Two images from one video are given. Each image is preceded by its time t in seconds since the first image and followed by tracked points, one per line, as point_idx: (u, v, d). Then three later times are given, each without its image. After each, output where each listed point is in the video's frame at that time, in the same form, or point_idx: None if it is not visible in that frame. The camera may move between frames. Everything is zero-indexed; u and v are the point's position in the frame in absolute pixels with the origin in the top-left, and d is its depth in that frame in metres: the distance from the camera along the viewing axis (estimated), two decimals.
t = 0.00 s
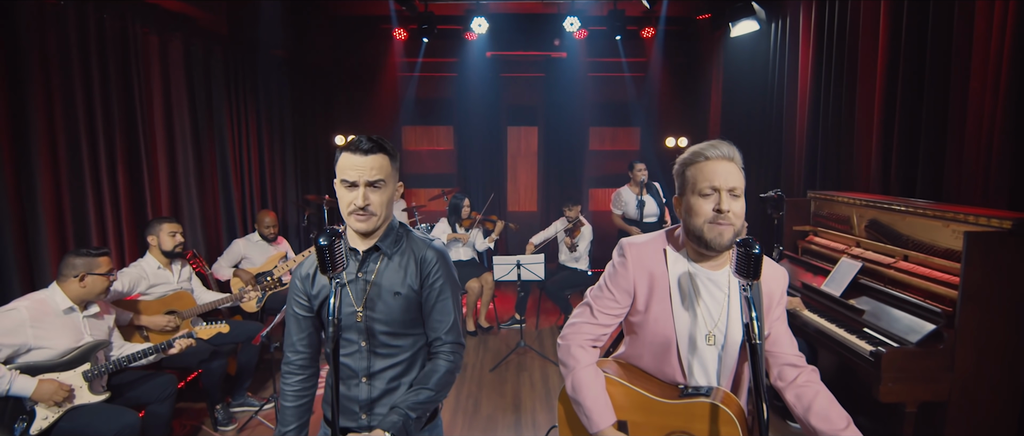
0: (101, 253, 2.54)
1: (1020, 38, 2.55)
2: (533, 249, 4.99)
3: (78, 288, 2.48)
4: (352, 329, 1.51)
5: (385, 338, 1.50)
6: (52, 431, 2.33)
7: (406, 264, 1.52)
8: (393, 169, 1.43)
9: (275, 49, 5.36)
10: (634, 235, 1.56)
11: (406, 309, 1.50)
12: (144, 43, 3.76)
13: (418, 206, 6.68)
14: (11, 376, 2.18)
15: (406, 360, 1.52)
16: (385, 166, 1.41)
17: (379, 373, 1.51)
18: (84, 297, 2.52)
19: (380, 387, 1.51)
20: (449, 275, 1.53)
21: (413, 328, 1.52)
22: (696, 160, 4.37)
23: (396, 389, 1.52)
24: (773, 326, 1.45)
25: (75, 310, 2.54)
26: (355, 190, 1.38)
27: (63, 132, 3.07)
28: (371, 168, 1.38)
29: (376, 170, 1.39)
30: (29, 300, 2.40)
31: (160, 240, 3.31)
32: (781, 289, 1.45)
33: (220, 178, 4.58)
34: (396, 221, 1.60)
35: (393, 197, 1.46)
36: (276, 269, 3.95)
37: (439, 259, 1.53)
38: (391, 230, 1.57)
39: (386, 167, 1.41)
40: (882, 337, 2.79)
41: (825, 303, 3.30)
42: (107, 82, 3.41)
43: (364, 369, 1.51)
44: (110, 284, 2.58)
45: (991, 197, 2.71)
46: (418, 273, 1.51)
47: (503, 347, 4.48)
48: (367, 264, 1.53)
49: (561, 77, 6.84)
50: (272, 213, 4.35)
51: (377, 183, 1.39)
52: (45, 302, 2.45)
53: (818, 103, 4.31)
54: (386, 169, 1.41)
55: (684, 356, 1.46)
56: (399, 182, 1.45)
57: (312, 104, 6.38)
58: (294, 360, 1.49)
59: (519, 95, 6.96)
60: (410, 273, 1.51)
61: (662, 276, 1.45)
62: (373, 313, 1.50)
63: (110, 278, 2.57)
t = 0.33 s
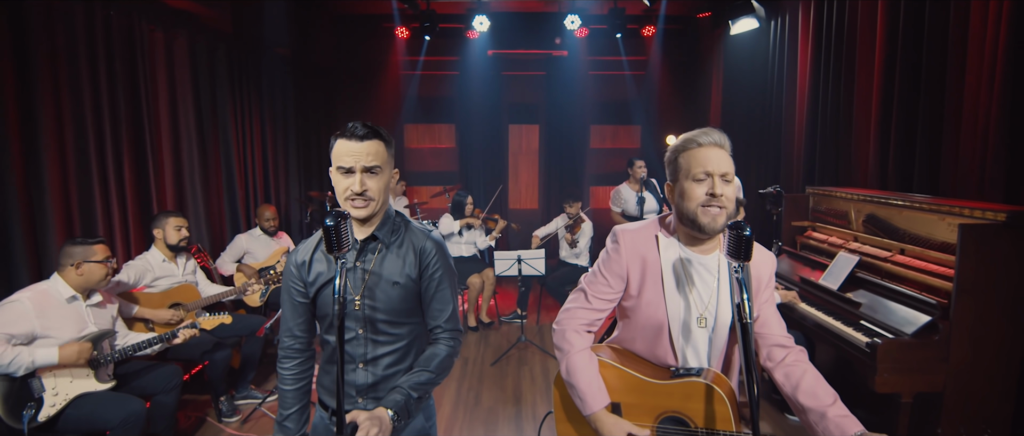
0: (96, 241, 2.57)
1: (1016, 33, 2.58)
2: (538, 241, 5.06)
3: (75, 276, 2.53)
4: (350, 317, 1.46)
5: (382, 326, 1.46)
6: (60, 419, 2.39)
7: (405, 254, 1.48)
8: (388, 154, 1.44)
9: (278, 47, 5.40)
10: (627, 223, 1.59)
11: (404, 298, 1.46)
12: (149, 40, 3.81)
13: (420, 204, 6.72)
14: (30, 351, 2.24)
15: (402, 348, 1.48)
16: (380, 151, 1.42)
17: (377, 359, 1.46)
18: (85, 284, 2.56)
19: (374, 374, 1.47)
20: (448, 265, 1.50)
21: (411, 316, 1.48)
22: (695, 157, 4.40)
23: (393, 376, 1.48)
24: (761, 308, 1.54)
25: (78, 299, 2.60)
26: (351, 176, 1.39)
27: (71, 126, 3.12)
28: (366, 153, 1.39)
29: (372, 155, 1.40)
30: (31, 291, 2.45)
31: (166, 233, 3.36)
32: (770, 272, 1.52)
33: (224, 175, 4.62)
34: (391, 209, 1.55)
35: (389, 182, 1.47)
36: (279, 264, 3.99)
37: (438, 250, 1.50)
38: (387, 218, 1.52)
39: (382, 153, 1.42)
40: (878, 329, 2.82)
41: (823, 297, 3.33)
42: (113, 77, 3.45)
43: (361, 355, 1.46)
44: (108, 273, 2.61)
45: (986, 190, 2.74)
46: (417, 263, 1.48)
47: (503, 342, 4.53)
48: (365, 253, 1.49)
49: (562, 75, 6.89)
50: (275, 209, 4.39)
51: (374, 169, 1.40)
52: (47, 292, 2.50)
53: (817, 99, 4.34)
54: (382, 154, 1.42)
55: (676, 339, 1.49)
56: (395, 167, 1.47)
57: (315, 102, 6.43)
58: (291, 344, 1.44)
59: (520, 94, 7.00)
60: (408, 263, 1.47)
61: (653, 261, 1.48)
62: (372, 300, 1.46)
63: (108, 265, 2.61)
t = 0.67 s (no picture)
0: (87, 233, 2.62)
1: (1008, 29, 2.62)
2: (542, 236, 5.19)
3: (67, 269, 2.58)
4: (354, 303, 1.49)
5: (386, 312, 1.51)
6: (71, 407, 2.44)
7: (409, 245, 1.53)
8: (393, 146, 1.48)
9: (283, 46, 5.48)
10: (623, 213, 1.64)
11: (407, 286, 1.51)
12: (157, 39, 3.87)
13: (422, 201, 6.79)
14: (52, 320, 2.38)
15: (404, 333, 1.53)
16: (385, 142, 1.45)
17: (380, 342, 1.51)
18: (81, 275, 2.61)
19: (378, 356, 1.51)
20: (450, 256, 1.56)
21: (413, 303, 1.53)
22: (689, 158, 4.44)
23: (395, 358, 1.52)
24: (753, 293, 1.60)
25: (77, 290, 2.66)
26: (357, 165, 1.42)
27: (81, 122, 3.18)
28: (375, 143, 1.43)
29: (381, 145, 1.44)
30: (31, 284, 2.52)
31: (181, 230, 3.43)
32: (761, 258, 1.57)
33: (229, 171, 4.69)
34: (396, 200, 1.59)
35: (393, 173, 1.51)
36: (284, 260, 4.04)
37: (441, 240, 1.55)
38: (391, 208, 1.57)
39: (387, 144, 1.46)
40: (872, 321, 2.87)
41: (819, 290, 3.38)
42: (122, 75, 3.53)
43: (364, 339, 1.49)
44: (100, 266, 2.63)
45: (980, 184, 2.79)
46: (420, 252, 1.53)
47: (505, 337, 4.58)
48: (371, 243, 1.52)
49: (564, 75, 6.95)
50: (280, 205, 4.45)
51: (379, 159, 1.43)
52: (46, 284, 2.56)
53: (815, 97, 4.39)
54: (387, 146, 1.45)
55: (670, 323, 1.55)
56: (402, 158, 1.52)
57: (319, 101, 6.50)
58: (292, 333, 1.43)
59: (522, 93, 7.07)
60: (412, 252, 1.52)
61: (647, 250, 1.54)
62: (376, 287, 1.50)
63: (98, 258, 2.62)
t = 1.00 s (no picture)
0: (83, 228, 2.72)
1: (999, 28, 2.68)
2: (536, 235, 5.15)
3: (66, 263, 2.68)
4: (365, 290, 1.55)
5: (394, 297, 1.57)
6: (84, 394, 2.50)
7: (416, 235, 1.59)
8: (401, 140, 1.54)
9: (288, 46, 5.56)
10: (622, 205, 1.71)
11: (414, 273, 1.58)
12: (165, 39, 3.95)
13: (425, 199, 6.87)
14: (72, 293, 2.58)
15: (411, 318, 1.59)
16: (394, 137, 1.51)
17: (390, 326, 1.57)
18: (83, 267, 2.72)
19: (388, 339, 1.57)
20: (454, 245, 1.63)
21: (419, 289, 1.60)
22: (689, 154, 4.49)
23: (403, 341, 1.59)
24: (747, 282, 1.66)
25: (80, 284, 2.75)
26: (366, 158, 1.48)
27: (92, 118, 3.26)
28: (382, 138, 1.49)
29: (388, 140, 1.50)
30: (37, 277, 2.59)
31: (199, 228, 3.49)
32: (753, 247, 1.64)
33: (236, 169, 4.77)
34: (403, 192, 1.65)
35: (400, 167, 1.57)
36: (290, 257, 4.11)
37: (446, 231, 1.62)
38: (399, 200, 1.63)
39: (395, 139, 1.52)
40: (866, 314, 2.93)
41: (815, 284, 3.44)
42: (131, 74, 3.60)
43: (374, 323, 1.56)
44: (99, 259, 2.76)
45: (972, 180, 2.85)
46: (426, 241, 1.59)
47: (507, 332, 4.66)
48: (379, 233, 1.59)
49: (565, 74, 7.02)
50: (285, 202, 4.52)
51: (387, 153, 1.50)
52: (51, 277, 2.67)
53: (813, 95, 4.44)
54: (395, 140, 1.52)
55: (666, 310, 1.61)
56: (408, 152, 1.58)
57: (323, 100, 6.58)
58: (304, 317, 1.48)
59: (523, 91, 7.13)
60: (419, 242, 1.59)
61: (642, 239, 1.60)
62: (385, 275, 1.56)
63: (96, 251, 2.73)
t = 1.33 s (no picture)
0: (99, 222, 2.75)
1: (993, 26, 2.73)
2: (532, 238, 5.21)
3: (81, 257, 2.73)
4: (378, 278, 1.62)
5: (405, 283, 1.64)
6: (99, 383, 2.57)
7: (425, 224, 1.66)
8: (409, 136, 1.59)
9: (294, 45, 5.63)
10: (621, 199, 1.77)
11: (424, 260, 1.64)
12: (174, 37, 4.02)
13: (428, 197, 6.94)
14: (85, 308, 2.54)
15: (422, 304, 1.66)
16: (403, 133, 1.56)
17: (401, 312, 1.64)
18: (102, 260, 2.77)
19: (399, 323, 1.64)
20: (461, 232, 1.69)
21: (429, 275, 1.66)
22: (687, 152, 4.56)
23: (413, 325, 1.65)
24: (743, 272, 1.72)
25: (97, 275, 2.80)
26: (377, 154, 1.54)
27: (104, 116, 3.32)
28: (394, 135, 1.54)
29: (399, 137, 1.55)
30: (57, 270, 2.64)
31: (212, 225, 3.59)
32: (749, 238, 1.70)
33: (241, 166, 4.84)
34: (412, 183, 1.72)
35: (408, 162, 1.63)
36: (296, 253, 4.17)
37: (453, 219, 1.68)
38: (409, 191, 1.70)
39: (404, 134, 1.57)
40: (861, 307, 2.98)
41: (812, 279, 3.50)
42: (141, 71, 3.67)
43: (387, 309, 1.63)
44: (113, 252, 2.79)
45: (966, 175, 2.90)
46: (435, 230, 1.66)
47: (509, 327, 4.73)
48: (390, 222, 1.66)
49: (566, 72, 7.08)
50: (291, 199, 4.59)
51: (397, 148, 1.55)
52: (69, 271, 2.70)
53: (812, 94, 4.50)
54: (404, 136, 1.57)
55: (663, 298, 1.67)
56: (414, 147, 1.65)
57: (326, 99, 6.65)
58: (318, 302, 1.53)
59: (526, 91, 7.19)
60: (428, 231, 1.65)
61: (639, 231, 1.67)
62: (397, 263, 1.63)
63: (112, 244, 2.77)
